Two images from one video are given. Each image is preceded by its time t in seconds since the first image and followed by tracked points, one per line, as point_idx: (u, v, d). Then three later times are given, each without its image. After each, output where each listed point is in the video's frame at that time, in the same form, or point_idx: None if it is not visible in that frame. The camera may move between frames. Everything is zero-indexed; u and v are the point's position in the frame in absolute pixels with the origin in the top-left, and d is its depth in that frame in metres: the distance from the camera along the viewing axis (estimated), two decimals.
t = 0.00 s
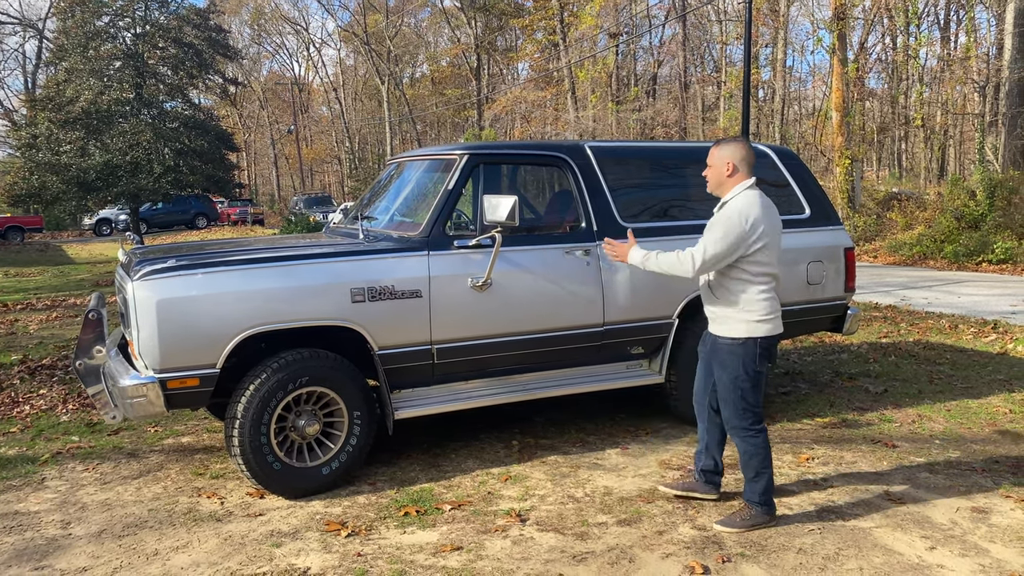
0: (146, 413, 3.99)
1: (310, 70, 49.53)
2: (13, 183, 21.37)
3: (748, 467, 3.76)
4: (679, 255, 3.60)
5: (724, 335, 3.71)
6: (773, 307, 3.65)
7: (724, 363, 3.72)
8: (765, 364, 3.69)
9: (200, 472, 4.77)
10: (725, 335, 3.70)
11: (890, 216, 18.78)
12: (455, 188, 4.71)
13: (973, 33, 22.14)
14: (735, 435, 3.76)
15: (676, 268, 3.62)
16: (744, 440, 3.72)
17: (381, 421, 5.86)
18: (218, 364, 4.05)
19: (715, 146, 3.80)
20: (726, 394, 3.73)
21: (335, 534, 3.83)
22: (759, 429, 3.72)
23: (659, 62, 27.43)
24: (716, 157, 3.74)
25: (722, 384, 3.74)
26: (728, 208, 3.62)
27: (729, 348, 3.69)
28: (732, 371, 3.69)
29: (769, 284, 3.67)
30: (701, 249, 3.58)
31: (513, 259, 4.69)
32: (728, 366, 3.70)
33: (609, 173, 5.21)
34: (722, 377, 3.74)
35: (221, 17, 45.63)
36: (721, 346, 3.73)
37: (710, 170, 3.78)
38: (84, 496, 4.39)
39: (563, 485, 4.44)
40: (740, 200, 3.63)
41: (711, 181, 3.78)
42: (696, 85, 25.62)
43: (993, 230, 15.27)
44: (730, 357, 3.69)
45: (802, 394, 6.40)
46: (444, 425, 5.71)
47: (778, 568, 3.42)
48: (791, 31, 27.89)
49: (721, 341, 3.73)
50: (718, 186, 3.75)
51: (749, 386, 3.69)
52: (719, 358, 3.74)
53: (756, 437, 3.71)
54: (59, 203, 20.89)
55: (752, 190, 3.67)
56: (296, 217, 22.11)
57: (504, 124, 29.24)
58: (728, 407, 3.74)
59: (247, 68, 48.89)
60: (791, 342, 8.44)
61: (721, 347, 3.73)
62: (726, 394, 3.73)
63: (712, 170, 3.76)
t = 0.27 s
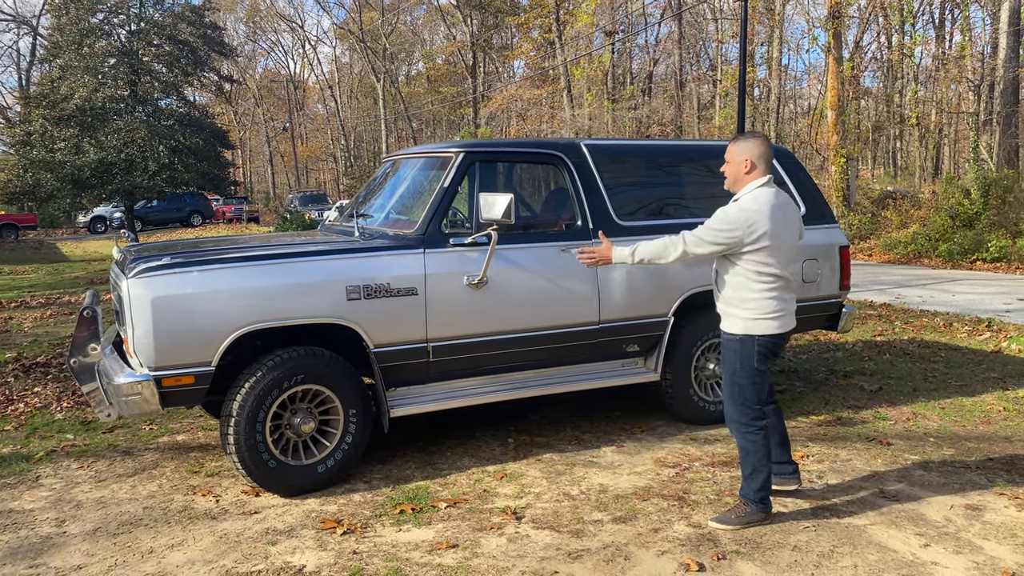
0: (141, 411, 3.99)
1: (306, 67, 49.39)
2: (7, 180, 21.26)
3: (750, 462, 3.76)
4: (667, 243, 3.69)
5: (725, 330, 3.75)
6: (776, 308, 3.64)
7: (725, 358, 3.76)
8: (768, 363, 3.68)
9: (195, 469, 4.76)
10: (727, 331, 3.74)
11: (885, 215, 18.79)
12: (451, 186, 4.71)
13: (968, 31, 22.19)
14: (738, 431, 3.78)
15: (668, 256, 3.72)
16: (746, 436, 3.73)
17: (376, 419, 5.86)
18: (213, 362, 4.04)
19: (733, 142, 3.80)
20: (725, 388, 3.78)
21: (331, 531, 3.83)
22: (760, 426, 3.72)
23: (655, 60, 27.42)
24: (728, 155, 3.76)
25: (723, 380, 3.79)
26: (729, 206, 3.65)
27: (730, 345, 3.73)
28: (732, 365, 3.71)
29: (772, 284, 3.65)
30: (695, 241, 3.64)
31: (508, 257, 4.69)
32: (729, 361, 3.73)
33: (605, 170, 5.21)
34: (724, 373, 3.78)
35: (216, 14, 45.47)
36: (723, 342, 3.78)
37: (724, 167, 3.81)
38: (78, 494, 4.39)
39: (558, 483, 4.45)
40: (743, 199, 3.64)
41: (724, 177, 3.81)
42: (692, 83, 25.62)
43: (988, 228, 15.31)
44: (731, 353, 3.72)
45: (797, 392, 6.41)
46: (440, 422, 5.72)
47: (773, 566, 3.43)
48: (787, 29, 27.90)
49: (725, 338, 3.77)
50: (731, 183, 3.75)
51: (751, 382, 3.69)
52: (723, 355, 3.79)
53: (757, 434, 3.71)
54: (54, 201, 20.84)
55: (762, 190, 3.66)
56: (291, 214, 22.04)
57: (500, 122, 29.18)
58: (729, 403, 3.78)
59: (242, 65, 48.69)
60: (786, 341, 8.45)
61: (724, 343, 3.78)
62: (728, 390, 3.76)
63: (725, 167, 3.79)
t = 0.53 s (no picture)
0: (135, 409, 3.97)
1: (300, 65, 49.25)
2: None
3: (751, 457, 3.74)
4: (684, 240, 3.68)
5: (739, 326, 3.74)
6: (791, 304, 3.63)
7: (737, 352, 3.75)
8: (779, 362, 3.66)
9: (189, 468, 4.75)
10: (741, 327, 3.73)
11: (879, 213, 18.83)
12: (446, 184, 4.70)
13: (961, 31, 22.25)
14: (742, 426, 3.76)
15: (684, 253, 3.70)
16: (748, 430, 3.71)
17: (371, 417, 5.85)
18: (207, 360, 4.03)
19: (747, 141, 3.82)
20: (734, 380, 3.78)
21: (325, 530, 3.83)
22: (765, 423, 3.69)
23: (649, 58, 27.42)
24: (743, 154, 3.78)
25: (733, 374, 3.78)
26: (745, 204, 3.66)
27: (742, 339, 3.72)
28: (742, 359, 3.70)
29: (787, 282, 3.65)
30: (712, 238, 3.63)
31: (503, 256, 4.69)
32: (741, 355, 3.72)
33: (600, 169, 5.21)
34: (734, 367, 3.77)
35: (210, 12, 45.30)
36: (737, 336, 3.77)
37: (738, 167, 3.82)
38: (72, 493, 4.37)
39: (553, 481, 4.45)
40: (759, 198, 3.65)
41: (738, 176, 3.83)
42: (687, 82, 25.65)
43: (981, 227, 15.40)
44: (744, 348, 3.70)
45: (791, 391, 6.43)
46: (435, 421, 5.72)
47: (768, 564, 3.44)
48: (781, 28, 27.94)
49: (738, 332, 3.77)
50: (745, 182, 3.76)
51: (760, 378, 3.68)
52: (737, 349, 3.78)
53: (759, 430, 3.68)
54: (47, 198, 20.75)
55: (778, 189, 3.67)
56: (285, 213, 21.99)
57: (495, 120, 29.13)
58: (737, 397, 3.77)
59: (236, 63, 48.56)
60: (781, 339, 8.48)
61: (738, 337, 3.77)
62: (737, 383, 3.75)
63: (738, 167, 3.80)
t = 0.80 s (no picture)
0: (128, 409, 3.97)
1: (294, 64, 49.14)
2: None
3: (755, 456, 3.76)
4: (730, 258, 3.65)
5: (769, 328, 3.73)
6: (822, 304, 3.66)
7: (763, 350, 3.74)
8: (808, 363, 3.67)
9: (182, 468, 4.74)
10: (771, 329, 3.73)
11: (871, 213, 18.88)
12: (440, 183, 4.70)
13: (954, 31, 22.35)
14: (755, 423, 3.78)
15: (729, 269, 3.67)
16: (760, 429, 3.72)
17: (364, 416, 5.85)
18: (200, 359, 4.02)
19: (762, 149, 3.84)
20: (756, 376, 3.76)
21: (319, 530, 3.83)
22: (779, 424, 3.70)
23: (643, 58, 27.45)
24: (759, 162, 3.82)
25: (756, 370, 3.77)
26: (773, 210, 3.68)
27: (771, 338, 3.71)
28: (768, 358, 3.69)
29: (819, 283, 3.68)
30: (751, 249, 3.63)
31: (498, 255, 4.69)
32: (767, 354, 3.71)
33: (593, 169, 5.22)
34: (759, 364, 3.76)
35: (204, 10, 45.15)
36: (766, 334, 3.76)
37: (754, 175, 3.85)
38: (64, 493, 4.35)
39: (547, 480, 4.46)
40: (784, 201, 3.68)
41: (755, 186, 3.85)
42: (681, 81, 25.69)
43: (972, 227, 15.48)
44: (772, 347, 3.69)
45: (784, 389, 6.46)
46: (429, 420, 5.72)
47: (761, 562, 3.45)
48: (775, 29, 28.01)
49: (767, 332, 3.75)
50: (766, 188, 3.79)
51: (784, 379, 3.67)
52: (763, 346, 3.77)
53: (770, 430, 3.70)
54: (39, 197, 20.67)
55: (801, 191, 3.72)
56: (279, 212, 21.93)
57: (489, 120, 29.09)
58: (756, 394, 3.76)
59: (229, 62, 48.44)
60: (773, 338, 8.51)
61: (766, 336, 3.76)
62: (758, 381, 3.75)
63: (755, 175, 3.83)
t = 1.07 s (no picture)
0: (119, 409, 3.96)
1: (287, 64, 49.01)
2: None
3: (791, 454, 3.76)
4: (791, 266, 3.57)
5: (801, 325, 3.71)
6: (849, 296, 3.73)
7: (794, 346, 3.73)
8: (837, 354, 3.71)
9: (174, 468, 4.72)
10: (803, 326, 3.70)
11: (863, 213, 18.95)
12: (434, 183, 4.70)
13: (945, 32, 22.46)
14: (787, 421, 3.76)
15: (786, 277, 3.60)
16: (794, 426, 3.71)
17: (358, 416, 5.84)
18: (192, 360, 4.00)
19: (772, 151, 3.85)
20: (789, 373, 3.73)
21: (312, 530, 3.82)
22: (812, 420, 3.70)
23: (636, 59, 27.49)
24: (779, 161, 3.79)
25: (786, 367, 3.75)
26: (807, 208, 3.68)
27: (803, 333, 3.70)
28: (800, 354, 3.68)
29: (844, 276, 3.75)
30: (802, 253, 3.58)
31: (491, 256, 4.69)
32: (799, 350, 3.69)
33: (587, 169, 5.23)
34: (789, 360, 3.75)
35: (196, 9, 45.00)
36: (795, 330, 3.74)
37: (772, 176, 3.82)
38: (56, 494, 4.34)
39: (541, 480, 4.47)
40: (812, 198, 3.71)
41: (774, 186, 3.82)
42: (674, 82, 25.74)
43: (964, 227, 15.56)
44: (804, 342, 3.68)
45: (777, 390, 6.48)
46: (423, 420, 5.72)
47: (754, 562, 3.46)
48: (768, 29, 28.10)
49: (796, 328, 3.73)
50: (785, 188, 3.82)
51: (817, 374, 3.68)
52: (791, 342, 3.76)
53: (805, 427, 3.70)
54: (30, 197, 20.64)
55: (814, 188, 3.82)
56: (272, 212, 21.85)
57: (483, 120, 29.08)
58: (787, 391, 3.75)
59: (222, 61, 48.29)
60: (767, 339, 8.53)
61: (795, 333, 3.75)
62: (790, 378, 3.74)
63: (776, 175, 3.79)
